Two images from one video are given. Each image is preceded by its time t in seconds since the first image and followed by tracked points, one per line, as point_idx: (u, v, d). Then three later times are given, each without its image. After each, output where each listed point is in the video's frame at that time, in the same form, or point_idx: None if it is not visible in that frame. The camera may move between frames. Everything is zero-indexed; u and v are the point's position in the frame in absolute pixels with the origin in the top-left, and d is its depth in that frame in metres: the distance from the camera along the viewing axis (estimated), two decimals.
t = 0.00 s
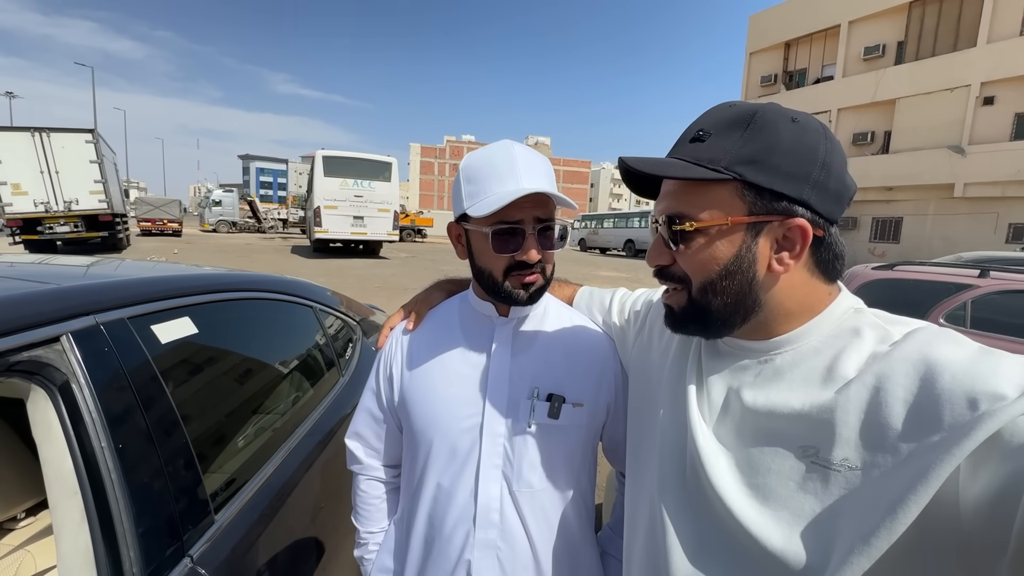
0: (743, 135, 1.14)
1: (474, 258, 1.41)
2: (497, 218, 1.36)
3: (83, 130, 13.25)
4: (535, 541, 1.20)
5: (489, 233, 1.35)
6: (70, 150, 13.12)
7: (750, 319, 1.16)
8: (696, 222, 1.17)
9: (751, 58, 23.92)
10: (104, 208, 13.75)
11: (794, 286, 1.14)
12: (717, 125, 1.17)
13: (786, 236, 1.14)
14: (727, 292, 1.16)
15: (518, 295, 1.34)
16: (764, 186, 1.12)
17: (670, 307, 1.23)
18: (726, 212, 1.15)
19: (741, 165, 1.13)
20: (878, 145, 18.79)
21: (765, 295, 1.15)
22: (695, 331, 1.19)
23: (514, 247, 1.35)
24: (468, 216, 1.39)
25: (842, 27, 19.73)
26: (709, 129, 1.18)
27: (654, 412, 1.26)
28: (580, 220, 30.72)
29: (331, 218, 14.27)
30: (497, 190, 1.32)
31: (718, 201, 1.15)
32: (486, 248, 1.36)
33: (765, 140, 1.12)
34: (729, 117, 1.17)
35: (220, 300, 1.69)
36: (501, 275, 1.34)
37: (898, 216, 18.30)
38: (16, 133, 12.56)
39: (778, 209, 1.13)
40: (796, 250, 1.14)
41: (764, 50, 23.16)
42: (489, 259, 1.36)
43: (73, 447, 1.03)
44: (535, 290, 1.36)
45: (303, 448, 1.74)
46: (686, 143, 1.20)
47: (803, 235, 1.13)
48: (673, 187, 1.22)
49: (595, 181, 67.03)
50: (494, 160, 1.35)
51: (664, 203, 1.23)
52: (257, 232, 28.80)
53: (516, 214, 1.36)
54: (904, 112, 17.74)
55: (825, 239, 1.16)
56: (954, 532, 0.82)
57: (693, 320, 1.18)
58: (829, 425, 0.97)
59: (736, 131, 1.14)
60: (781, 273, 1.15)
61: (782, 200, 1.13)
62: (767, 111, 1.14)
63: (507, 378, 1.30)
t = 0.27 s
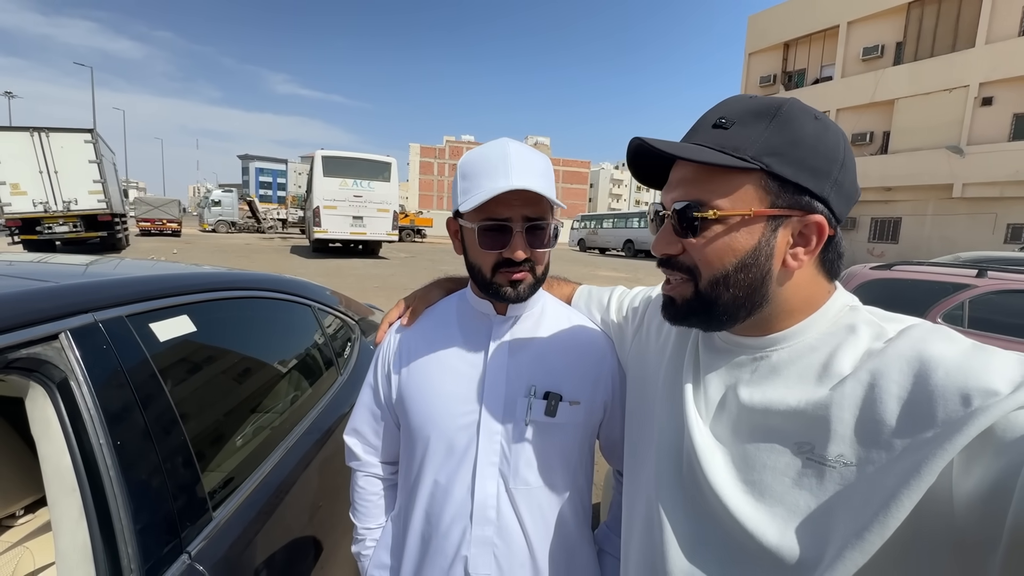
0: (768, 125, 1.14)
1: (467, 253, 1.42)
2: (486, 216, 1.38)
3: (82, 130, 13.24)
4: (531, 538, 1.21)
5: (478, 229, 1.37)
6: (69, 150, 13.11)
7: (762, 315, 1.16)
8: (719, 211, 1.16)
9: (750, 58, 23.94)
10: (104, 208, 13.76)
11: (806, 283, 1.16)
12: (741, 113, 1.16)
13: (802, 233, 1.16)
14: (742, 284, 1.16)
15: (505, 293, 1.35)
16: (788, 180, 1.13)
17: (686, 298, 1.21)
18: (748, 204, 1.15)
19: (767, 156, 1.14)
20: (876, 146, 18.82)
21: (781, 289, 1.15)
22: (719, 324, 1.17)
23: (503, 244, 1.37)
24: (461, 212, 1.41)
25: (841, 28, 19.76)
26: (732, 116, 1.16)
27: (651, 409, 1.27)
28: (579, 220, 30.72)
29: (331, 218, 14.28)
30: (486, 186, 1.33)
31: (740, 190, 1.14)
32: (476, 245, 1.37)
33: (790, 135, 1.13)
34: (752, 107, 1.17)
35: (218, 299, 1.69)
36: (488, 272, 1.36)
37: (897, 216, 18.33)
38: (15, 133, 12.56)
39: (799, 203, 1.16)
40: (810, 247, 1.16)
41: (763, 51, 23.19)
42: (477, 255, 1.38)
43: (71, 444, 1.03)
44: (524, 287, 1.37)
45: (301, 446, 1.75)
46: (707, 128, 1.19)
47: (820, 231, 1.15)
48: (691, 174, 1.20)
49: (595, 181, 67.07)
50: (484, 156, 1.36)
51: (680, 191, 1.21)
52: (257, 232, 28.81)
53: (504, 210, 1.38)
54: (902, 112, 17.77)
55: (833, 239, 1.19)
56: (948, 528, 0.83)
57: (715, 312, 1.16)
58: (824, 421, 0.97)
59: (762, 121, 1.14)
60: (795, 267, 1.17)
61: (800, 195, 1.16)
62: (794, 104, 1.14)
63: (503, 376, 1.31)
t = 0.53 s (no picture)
0: (771, 126, 1.15)
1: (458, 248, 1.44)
2: (474, 211, 1.42)
3: (81, 130, 13.23)
4: (525, 539, 1.22)
5: (466, 224, 1.41)
6: (67, 150, 13.10)
7: (764, 313, 1.17)
8: (725, 206, 1.16)
9: (749, 59, 23.95)
10: (102, 208, 13.75)
11: (805, 282, 1.18)
12: (743, 113, 1.16)
13: (803, 230, 1.18)
14: (746, 280, 1.17)
15: (490, 289, 1.36)
16: (791, 178, 1.15)
17: (690, 293, 1.20)
18: (753, 199, 1.16)
19: (771, 155, 1.15)
20: (875, 146, 18.84)
21: (784, 286, 1.16)
22: (727, 320, 1.16)
23: (490, 242, 1.40)
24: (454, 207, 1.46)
25: (840, 28, 19.78)
26: (735, 116, 1.17)
27: (647, 411, 1.28)
28: (579, 220, 30.71)
29: (330, 218, 14.28)
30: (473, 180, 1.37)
31: (744, 186, 1.15)
32: (464, 240, 1.41)
33: (789, 138, 1.16)
34: (753, 109, 1.18)
35: (216, 301, 1.70)
36: (475, 267, 1.38)
37: (896, 217, 18.35)
38: (14, 133, 12.54)
39: (801, 201, 1.17)
40: (810, 244, 1.18)
41: (761, 51, 23.23)
42: (465, 251, 1.41)
43: (68, 447, 1.04)
44: (510, 285, 1.37)
45: (299, 447, 1.75)
46: (711, 127, 1.19)
47: (819, 230, 1.17)
48: (696, 171, 1.20)
49: (594, 181, 67.10)
50: (476, 154, 1.41)
51: (684, 186, 1.21)
52: (256, 232, 28.79)
53: (492, 207, 1.41)
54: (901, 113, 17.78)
55: (830, 242, 1.21)
56: (941, 529, 0.83)
57: (722, 306, 1.16)
58: (818, 424, 0.98)
59: (766, 121, 1.15)
60: (796, 264, 1.18)
61: (801, 193, 1.17)
62: (794, 108, 1.16)
63: (500, 377, 1.32)
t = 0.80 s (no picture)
0: (760, 130, 1.16)
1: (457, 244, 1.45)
2: (474, 205, 1.43)
3: (79, 130, 13.20)
4: (523, 542, 1.21)
5: (466, 218, 1.42)
6: (66, 150, 13.08)
7: (767, 315, 1.16)
8: (724, 206, 1.15)
9: (749, 59, 23.95)
10: (101, 209, 13.74)
11: (805, 283, 1.18)
12: (733, 118, 1.17)
13: (800, 229, 1.18)
14: (750, 280, 1.15)
15: (487, 284, 1.35)
16: (787, 177, 1.15)
17: (692, 295, 1.18)
18: (752, 199, 1.15)
19: (766, 155, 1.15)
20: (874, 146, 18.84)
21: (784, 285, 1.16)
22: (730, 321, 1.15)
23: (489, 235, 1.40)
24: (456, 203, 1.47)
25: (839, 28, 19.78)
26: (725, 122, 1.17)
27: (649, 414, 1.27)
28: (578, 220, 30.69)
29: (329, 218, 14.27)
30: (474, 172, 1.39)
31: (741, 186, 1.15)
32: (463, 234, 1.42)
33: (779, 141, 1.17)
34: (742, 114, 1.19)
35: (214, 303, 1.69)
36: (473, 261, 1.39)
37: (895, 216, 18.36)
38: (12, 134, 12.52)
39: (796, 200, 1.18)
40: (808, 243, 1.19)
41: (761, 51, 23.22)
42: (464, 244, 1.41)
43: (62, 451, 1.03)
44: (507, 280, 1.36)
45: (297, 449, 1.75)
46: (701, 133, 1.19)
47: (817, 228, 1.18)
48: (693, 174, 1.20)
49: (593, 181, 67.11)
50: (479, 149, 1.43)
51: (681, 190, 1.21)
52: (255, 232, 28.76)
53: (492, 201, 1.42)
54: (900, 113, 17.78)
55: (825, 243, 1.23)
56: (949, 532, 0.82)
57: (726, 307, 1.14)
58: (821, 427, 0.98)
59: (755, 125, 1.17)
60: (796, 263, 1.18)
61: (796, 192, 1.18)
62: (780, 113, 1.17)
63: (496, 380, 1.31)
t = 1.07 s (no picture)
0: (773, 122, 1.17)
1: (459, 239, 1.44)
2: (476, 199, 1.42)
3: (79, 130, 13.20)
4: (524, 539, 1.21)
5: (467, 212, 1.42)
6: (66, 150, 13.07)
7: (777, 308, 1.15)
8: (739, 193, 1.15)
9: (748, 58, 23.95)
10: (100, 209, 13.74)
11: (812, 276, 1.18)
12: (747, 110, 1.17)
13: (811, 222, 1.18)
14: (765, 270, 1.15)
15: (487, 283, 1.35)
16: (800, 168, 1.16)
17: (706, 285, 1.17)
18: (766, 188, 1.15)
19: (779, 146, 1.16)
20: (874, 146, 18.85)
21: (797, 277, 1.16)
22: (745, 311, 1.14)
23: (490, 229, 1.40)
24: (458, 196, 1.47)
25: (839, 27, 19.78)
26: (739, 113, 1.17)
27: (652, 411, 1.27)
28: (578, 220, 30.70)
29: (329, 218, 14.27)
30: (476, 165, 1.39)
31: (755, 175, 1.15)
32: (465, 228, 1.42)
33: (791, 133, 1.18)
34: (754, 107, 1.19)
35: (214, 301, 1.69)
36: (475, 256, 1.38)
37: (894, 216, 18.37)
38: (12, 134, 12.51)
39: (808, 193, 1.18)
40: (818, 235, 1.19)
41: (760, 51, 23.22)
42: (466, 239, 1.41)
43: (62, 447, 1.03)
44: (507, 279, 1.35)
45: (297, 447, 1.74)
46: (715, 123, 1.18)
47: (826, 221, 1.19)
48: (707, 161, 1.20)
49: (593, 181, 67.11)
50: (482, 143, 1.42)
51: (695, 178, 1.20)
52: (255, 232, 28.77)
53: (493, 195, 1.41)
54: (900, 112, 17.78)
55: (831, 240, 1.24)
56: (957, 525, 0.82)
57: (741, 297, 1.14)
58: (826, 423, 0.97)
59: (767, 118, 1.17)
60: (808, 255, 1.19)
61: (809, 183, 1.18)
62: (791, 108, 1.18)
63: (502, 372, 1.31)
